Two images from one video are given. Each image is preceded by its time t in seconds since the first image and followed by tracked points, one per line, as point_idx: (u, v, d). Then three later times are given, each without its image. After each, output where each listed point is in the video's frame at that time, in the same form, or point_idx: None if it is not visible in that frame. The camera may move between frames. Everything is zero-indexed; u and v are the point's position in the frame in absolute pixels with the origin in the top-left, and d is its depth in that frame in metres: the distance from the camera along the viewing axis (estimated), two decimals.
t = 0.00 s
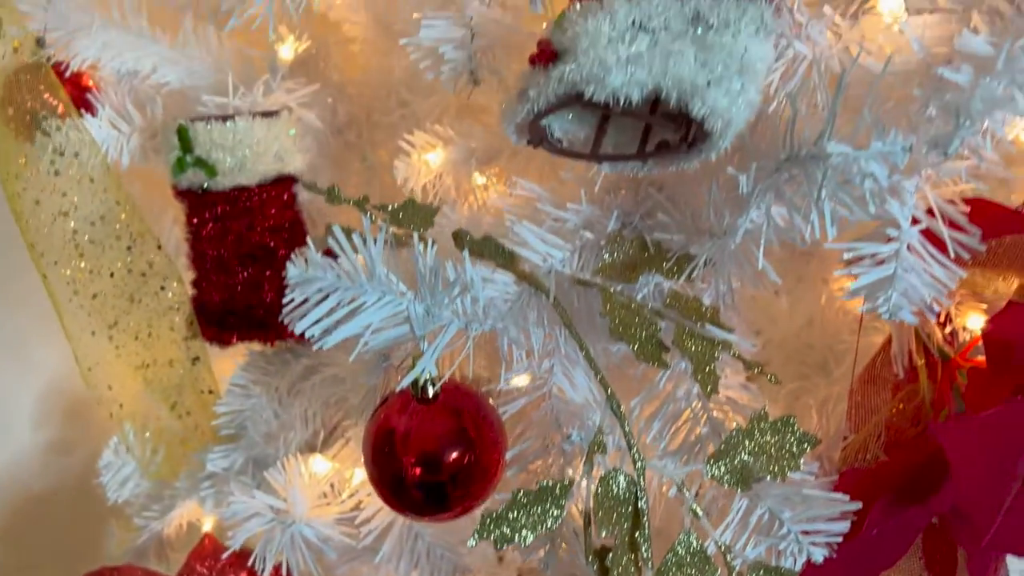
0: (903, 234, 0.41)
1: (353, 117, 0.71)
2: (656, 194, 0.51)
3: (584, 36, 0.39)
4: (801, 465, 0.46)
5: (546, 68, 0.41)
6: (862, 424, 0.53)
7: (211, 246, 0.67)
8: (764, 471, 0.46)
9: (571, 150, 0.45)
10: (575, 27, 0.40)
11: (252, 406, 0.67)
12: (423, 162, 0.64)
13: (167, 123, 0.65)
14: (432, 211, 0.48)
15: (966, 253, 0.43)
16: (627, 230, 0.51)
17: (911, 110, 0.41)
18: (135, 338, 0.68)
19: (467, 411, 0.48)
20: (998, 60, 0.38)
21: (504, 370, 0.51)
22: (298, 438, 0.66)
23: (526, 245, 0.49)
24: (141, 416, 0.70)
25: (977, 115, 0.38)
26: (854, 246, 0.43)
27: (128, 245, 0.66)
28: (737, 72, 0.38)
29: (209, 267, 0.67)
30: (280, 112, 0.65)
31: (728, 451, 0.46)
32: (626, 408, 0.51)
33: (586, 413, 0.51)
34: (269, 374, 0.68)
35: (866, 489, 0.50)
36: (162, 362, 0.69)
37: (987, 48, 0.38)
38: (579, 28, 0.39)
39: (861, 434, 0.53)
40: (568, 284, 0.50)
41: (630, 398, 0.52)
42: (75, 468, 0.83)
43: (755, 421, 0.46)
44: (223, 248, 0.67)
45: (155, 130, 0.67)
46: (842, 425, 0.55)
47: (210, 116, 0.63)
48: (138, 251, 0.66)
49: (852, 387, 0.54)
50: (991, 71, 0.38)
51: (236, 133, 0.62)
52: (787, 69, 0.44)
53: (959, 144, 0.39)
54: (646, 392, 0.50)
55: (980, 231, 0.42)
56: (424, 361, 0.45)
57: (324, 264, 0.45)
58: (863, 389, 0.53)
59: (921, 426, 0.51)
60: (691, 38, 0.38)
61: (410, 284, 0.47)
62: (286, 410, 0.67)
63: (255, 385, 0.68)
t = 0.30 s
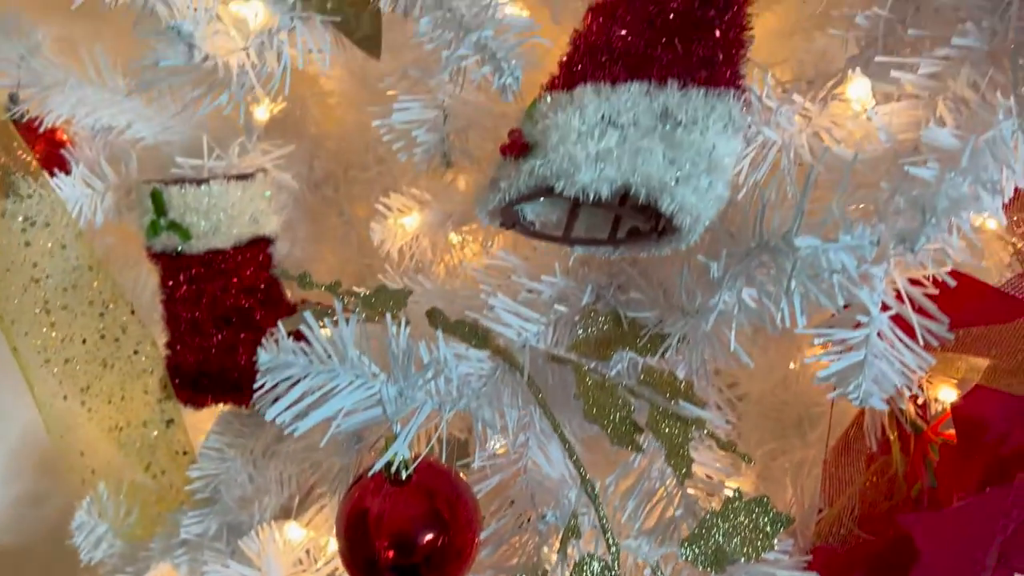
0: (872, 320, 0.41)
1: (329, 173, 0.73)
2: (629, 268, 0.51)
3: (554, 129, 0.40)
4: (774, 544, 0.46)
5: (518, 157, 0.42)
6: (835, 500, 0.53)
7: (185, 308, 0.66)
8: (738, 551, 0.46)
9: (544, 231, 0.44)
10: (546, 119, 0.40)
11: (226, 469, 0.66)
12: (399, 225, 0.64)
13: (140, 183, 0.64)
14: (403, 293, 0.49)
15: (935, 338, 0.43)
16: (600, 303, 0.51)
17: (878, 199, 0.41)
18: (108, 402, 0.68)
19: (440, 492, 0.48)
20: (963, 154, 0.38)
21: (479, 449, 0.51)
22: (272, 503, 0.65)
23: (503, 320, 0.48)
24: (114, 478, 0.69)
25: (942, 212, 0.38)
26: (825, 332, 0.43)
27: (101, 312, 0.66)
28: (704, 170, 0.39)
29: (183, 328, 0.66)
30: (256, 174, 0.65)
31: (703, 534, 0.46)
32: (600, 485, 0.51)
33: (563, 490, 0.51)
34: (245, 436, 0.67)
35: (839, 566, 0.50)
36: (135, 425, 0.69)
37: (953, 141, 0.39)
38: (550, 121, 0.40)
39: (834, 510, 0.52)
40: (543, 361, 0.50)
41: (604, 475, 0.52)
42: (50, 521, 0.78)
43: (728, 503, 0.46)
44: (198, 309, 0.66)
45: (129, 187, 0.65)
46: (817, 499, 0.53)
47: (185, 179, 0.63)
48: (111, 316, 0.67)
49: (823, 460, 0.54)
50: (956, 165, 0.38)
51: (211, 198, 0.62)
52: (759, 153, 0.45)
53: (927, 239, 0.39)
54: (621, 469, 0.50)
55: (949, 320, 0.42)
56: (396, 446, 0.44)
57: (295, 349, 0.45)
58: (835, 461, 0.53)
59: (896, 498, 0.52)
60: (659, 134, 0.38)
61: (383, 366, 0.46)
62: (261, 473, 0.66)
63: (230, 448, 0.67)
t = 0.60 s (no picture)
0: (841, 390, 0.42)
1: (305, 220, 0.73)
2: (601, 329, 0.52)
3: (522, 205, 0.40)
4: None
5: (489, 231, 0.42)
6: (807, 557, 0.53)
7: (159, 359, 0.65)
8: None
9: (516, 299, 0.44)
10: (515, 195, 0.41)
11: (199, 521, 0.64)
12: (373, 276, 0.63)
13: (115, 234, 0.64)
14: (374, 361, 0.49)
15: (902, 409, 0.44)
16: (573, 364, 0.51)
17: (844, 270, 0.42)
18: (80, 455, 0.67)
19: (413, 557, 0.48)
20: (925, 234, 0.39)
21: (452, 512, 0.50)
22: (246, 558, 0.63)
23: (473, 382, 0.49)
24: (87, 529, 0.67)
25: (905, 292, 0.38)
26: (793, 401, 0.43)
27: (72, 366, 0.67)
28: (671, 248, 0.39)
29: (155, 378, 0.65)
30: (229, 226, 0.65)
31: None
32: (572, 548, 0.51)
33: (535, 553, 0.51)
34: (218, 487, 0.65)
35: None
36: (108, 476, 0.68)
37: (917, 216, 0.40)
38: (518, 197, 0.41)
39: (807, 567, 0.53)
40: (515, 423, 0.51)
41: (577, 537, 0.52)
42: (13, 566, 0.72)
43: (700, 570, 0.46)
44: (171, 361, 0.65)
45: (103, 235, 0.65)
46: (787, 556, 0.53)
47: (159, 231, 0.63)
48: (83, 370, 0.67)
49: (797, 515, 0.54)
50: (918, 245, 0.39)
51: (184, 251, 0.62)
52: (726, 226, 0.46)
53: (891, 317, 0.39)
54: (595, 531, 0.50)
55: (916, 389, 0.42)
56: (367, 516, 0.44)
57: (265, 419, 0.45)
58: (808, 519, 0.53)
59: (866, 558, 0.52)
60: (626, 213, 0.39)
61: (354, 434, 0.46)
62: (235, 525, 0.64)
63: (203, 499, 0.65)
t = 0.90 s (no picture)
0: (819, 435, 0.42)
1: (288, 250, 0.73)
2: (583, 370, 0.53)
3: (503, 255, 0.41)
4: None
5: (470, 279, 0.42)
6: None
7: (140, 394, 0.65)
8: None
9: (496, 344, 0.44)
10: (496, 244, 0.41)
11: (181, 556, 0.63)
12: (356, 311, 0.62)
13: (96, 269, 0.63)
14: (355, 407, 0.49)
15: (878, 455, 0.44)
16: (554, 405, 0.52)
17: (821, 317, 0.42)
18: (60, 491, 0.67)
19: None
20: (900, 284, 0.40)
21: (432, 555, 0.49)
22: None
23: (456, 424, 0.50)
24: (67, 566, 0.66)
25: (881, 342, 0.39)
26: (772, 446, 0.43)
27: (53, 404, 0.67)
28: (649, 299, 0.40)
29: (136, 414, 0.65)
30: (212, 259, 0.65)
31: None
32: None
33: None
34: (200, 523, 0.65)
35: None
36: (88, 511, 0.67)
37: (893, 264, 0.41)
38: (499, 246, 0.41)
39: None
40: (497, 464, 0.51)
41: None
42: None
43: None
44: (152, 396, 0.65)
45: (85, 267, 0.65)
46: None
47: (140, 265, 0.63)
48: (64, 408, 0.67)
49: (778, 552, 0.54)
50: (893, 294, 0.40)
51: (166, 286, 0.62)
52: (703, 272, 0.47)
53: (868, 366, 0.40)
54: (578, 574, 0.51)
55: (892, 434, 0.43)
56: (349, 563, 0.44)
57: (246, 465, 0.45)
58: (790, 557, 0.54)
59: None
60: (606, 263, 0.39)
61: (336, 478, 0.46)
62: (217, 560, 0.63)
63: (186, 534, 0.64)
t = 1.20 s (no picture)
0: (806, 467, 0.42)
1: (275, 272, 0.73)
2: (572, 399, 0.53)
3: (492, 290, 0.41)
4: None
5: (459, 313, 0.42)
6: None
7: (127, 418, 0.65)
8: None
9: (485, 376, 0.44)
10: (485, 279, 0.41)
11: None
12: (344, 337, 0.62)
13: (83, 293, 0.63)
14: (343, 439, 0.49)
15: (864, 487, 0.44)
16: (543, 435, 0.51)
17: (806, 351, 0.43)
18: (45, 517, 0.66)
19: None
20: (886, 321, 0.41)
21: None
22: None
23: (444, 454, 0.50)
24: None
25: (865, 383, 0.40)
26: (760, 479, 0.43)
27: (37, 431, 0.66)
28: (638, 336, 0.40)
29: (122, 439, 0.65)
30: (200, 284, 0.65)
31: None
32: None
33: None
34: (186, 548, 0.64)
35: None
36: (73, 536, 0.67)
37: (879, 300, 0.41)
38: (488, 281, 0.41)
39: None
40: (486, 493, 0.51)
41: None
42: None
43: None
44: (139, 421, 0.65)
45: (72, 289, 0.64)
46: None
47: (127, 290, 0.62)
48: (49, 435, 0.66)
49: None
50: (879, 330, 0.41)
51: (154, 311, 0.62)
52: (692, 305, 0.48)
53: (853, 403, 0.40)
54: None
55: (879, 467, 0.43)
56: None
57: (234, 498, 0.46)
58: None
59: None
60: (595, 299, 0.39)
61: (324, 510, 0.46)
62: None
63: (172, 561, 0.63)
